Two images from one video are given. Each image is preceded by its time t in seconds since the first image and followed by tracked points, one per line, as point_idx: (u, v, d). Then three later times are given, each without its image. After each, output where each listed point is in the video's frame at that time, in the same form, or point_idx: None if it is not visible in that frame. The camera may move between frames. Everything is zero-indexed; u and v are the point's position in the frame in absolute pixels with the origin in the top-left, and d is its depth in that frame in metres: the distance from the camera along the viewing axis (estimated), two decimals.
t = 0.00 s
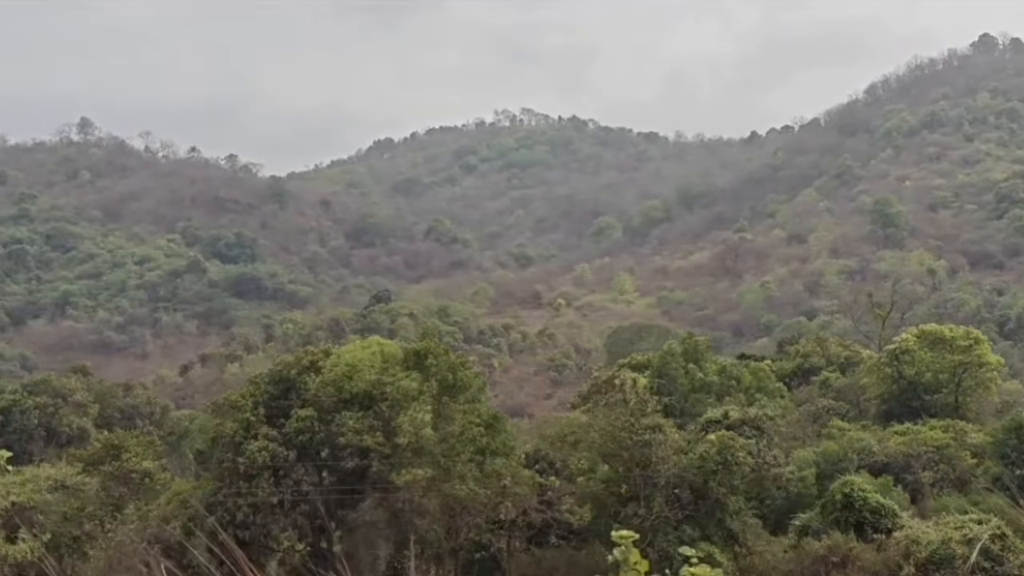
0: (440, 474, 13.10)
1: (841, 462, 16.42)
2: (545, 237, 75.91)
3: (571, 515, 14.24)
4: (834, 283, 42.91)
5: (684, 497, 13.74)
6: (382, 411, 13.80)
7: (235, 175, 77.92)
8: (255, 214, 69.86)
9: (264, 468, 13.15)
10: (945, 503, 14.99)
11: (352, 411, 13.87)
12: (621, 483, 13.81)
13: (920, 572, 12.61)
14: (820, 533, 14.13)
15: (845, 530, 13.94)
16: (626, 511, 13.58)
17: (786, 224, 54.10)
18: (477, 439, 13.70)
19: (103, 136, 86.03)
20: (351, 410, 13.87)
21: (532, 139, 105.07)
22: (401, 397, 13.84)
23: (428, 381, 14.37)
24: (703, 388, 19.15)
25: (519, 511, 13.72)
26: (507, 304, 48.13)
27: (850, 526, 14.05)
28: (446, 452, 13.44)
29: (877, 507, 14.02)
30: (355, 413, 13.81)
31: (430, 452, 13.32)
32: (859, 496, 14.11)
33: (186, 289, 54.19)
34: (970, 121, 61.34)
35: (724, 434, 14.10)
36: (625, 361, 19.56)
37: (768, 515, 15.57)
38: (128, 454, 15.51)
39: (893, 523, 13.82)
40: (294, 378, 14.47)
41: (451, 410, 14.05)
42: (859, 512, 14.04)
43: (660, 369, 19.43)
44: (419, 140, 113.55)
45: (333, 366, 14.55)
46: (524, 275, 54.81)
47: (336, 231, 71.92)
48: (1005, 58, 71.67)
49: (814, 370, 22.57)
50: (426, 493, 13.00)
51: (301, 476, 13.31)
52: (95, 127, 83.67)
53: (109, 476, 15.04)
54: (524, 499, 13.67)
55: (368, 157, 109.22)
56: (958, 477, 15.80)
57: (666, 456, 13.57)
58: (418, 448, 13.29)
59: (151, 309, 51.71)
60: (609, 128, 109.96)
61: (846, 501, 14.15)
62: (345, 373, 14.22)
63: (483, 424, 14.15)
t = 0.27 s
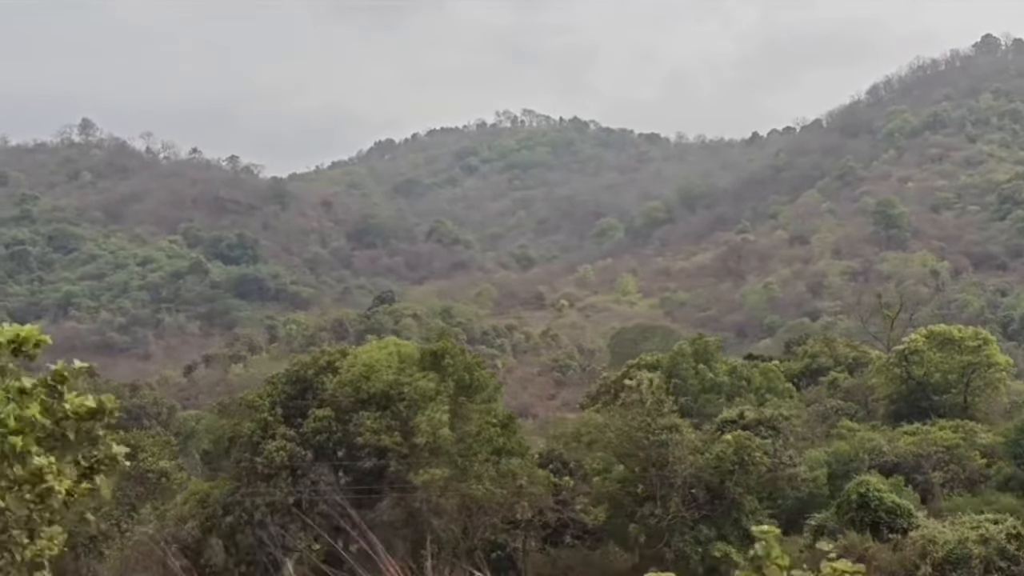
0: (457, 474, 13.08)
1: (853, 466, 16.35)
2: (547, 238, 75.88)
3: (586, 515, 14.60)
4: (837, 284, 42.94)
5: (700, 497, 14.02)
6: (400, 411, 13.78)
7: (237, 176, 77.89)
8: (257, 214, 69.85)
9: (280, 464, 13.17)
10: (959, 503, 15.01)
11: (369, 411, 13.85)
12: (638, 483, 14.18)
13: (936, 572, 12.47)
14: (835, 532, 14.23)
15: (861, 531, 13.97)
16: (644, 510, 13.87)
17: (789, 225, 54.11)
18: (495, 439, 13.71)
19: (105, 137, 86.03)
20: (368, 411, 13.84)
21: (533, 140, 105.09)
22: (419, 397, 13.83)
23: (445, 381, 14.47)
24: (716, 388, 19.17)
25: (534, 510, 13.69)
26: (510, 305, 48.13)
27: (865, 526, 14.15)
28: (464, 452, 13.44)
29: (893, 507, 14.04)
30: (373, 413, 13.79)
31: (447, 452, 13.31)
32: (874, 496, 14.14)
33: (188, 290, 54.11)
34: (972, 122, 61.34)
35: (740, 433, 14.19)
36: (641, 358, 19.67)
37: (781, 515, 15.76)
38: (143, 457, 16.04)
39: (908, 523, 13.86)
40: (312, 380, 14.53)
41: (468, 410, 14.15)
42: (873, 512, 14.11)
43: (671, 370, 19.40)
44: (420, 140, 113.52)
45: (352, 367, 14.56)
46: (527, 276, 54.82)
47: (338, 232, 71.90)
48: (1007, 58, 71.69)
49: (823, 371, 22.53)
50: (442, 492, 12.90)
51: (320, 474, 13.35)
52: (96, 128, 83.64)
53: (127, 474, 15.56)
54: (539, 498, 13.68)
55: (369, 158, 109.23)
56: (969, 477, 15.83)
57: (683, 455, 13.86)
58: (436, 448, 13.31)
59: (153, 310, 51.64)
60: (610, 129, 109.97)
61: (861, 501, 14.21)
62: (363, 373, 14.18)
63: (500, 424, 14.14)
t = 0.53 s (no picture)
0: (493, 474, 13.87)
1: (876, 469, 16.42)
2: (551, 239, 75.84)
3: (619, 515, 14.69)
4: (843, 285, 42.98)
5: (734, 498, 14.23)
6: (434, 412, 14.81)
7: (241, 177, 77.87)
8: (262, 216, 69.86)
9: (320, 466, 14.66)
10: (984, 504, 15.06)
11: (404, 410, 14.93)
12: (671, 483, 14.37)
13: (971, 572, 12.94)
14: (867, 533, 14.72)
15: (892, 531, 14.43)
16: (678, 511, 14.03)
17: (794, 227, 54.07)
18: (527, 438, 14.49)
19: (108, 138, 85.98)
20: (403, 411, 14.93)
21: (536, 141, 105.13)
22: (455, 397, 14.77)
23: (479, 379, 15.53)
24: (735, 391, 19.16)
25: (568, 509, 14.29)
26: (516, 306, 48.14)
27: (897, 526, 14.53)
28: (497, 451, 14.17)
29: (923, 507, 14.45)
30: (408, 412, 14.89)
31: (480, 452, 14.14)
32: (906, 496, 14.55)
33: (193, 292, 54.02)
34: (978, 123, 61.33)
35: (773, 433, 14.40)
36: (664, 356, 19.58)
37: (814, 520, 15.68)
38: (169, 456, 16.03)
39: (944, 523, 14.29)
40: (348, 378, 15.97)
41: (502, 408, 15.08)
42: (906, 512, 14.50)
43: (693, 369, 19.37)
44: (423, 142, 113.51)
45: (389, 364, 15.69)
46: (532, 277, 54.82)
47: (342, 233, 71.90)
48: (1012, 59, 71.71)
49: (838, 371, 22.55)
50: (477, 493, 13.81)
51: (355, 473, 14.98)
52: (100, 129, 83.62)
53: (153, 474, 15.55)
54: (573, 496, 14.28)
55: (372, 159, 109.25)
56: (990, 478, 15.84)
57: (718, 456, 13.89)
58: (470, 447, 14.14)
59: (159, 312, 51.54)
60: (613, 130, 109.98)
61: (893, 501, 14.61)
62: (397, 372, 15.24)
63: (530, 423, 15.04)
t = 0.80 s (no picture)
0: (512, 474, 13.93)
1: (888, 470, 16.39)
2: (553, 239, 75.85)
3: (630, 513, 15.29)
4: (846, 285, 42.97)
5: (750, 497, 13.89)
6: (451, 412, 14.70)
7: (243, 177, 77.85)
8: (264, 216, 69.85)
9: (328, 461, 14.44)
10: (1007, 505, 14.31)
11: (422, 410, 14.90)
12: (687, 483, 13.91)
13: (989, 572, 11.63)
14: (883, 533, 13.83)
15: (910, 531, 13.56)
16: (694, 510, 13.60)
17: (797, 227, 54.05)
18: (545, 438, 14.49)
19: (110, 138, 85.99)
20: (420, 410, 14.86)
21: (538, 141, 105.12)
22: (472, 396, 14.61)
23: (495, 379, 15.20)
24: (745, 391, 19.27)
25: (585, 508, 14.85)
26: (519, 306, 48.12)
27: (914, 526, 13.68)
28: (515, 451, 14.15)
29: (941, 506, 13.61)
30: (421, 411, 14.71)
31: (499, 453, 14.06)
32: (922, 495, 13.74)
33: (196, 292, 53.90)
34: (980, 123, 61.29)
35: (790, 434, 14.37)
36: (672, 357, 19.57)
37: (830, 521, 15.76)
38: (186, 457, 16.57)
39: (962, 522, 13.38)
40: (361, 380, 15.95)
41: (517, 407, 14.76)
42: (922, 512, 13.67)
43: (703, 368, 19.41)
44: (425, 142, 113.51)
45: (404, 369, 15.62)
46: (535, 278, 54.80)
47: (344, 233, 71.88)
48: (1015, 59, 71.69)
49: (847, 371, 22.57)
50: (497, 492, 13.89)
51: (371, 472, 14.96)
52: (102, 129, 83.60)
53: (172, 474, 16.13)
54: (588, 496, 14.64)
55: (374, 159, 109.21)
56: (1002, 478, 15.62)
57: (734, 455, 13.47)
58: (487, 448, 14.01)
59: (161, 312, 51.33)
60: (615, 131, 109.97)
61: (909, 501, 13.80)
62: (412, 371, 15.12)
63: (548, 423, 15.03)
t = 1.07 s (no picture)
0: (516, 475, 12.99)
1: (902, 468, 16.22)
2: (555, 239, 75.86)
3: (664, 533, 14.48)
4: (850, 286, 43.01)
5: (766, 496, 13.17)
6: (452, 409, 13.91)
7: (245, 177, 77.81)
8: (267, 216, 69.83)
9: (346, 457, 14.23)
10: None
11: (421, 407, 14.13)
12: (704, 482, 13.08)
13: (1006, 571, 11.58)
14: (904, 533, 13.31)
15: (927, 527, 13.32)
16: (710, 509, 12.78)
17: (800, 227, 54.04)
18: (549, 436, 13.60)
19: (112, 138, 85.94)
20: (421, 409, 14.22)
21: (540, 142, 105.14)
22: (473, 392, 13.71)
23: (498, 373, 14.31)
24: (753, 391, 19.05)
25: (602, 509, 13.50)
26: (522, 306, 48.11)
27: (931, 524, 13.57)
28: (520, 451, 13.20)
29: (956, 505, 13.63)
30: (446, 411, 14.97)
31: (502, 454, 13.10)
32: (936, 494, 13.69)
33: (200, 292, 53.70)
34: (983, 124, 61.32)
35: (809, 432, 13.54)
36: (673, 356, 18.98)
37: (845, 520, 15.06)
38: (207, 454, 16.69)
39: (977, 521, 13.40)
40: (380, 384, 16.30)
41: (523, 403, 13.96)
42: (937, 511, 13.65)
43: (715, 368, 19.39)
44: (427, 142, 113.50)
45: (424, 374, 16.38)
46: (539, 278, 54.78)
47: (347, 234, 71.87)
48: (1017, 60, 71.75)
49: (856, 370, 22.60)
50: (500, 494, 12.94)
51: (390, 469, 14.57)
52: (104, 129, 83.55)
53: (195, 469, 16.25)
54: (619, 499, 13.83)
55: (375, 159, 109.18)
56: (1012, 477, 15.67)
57: (751, 454, 12.80)
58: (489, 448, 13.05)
59: (164, 312, 50.87)
60: (616, 132, 110.02)
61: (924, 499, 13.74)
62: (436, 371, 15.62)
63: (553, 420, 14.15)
